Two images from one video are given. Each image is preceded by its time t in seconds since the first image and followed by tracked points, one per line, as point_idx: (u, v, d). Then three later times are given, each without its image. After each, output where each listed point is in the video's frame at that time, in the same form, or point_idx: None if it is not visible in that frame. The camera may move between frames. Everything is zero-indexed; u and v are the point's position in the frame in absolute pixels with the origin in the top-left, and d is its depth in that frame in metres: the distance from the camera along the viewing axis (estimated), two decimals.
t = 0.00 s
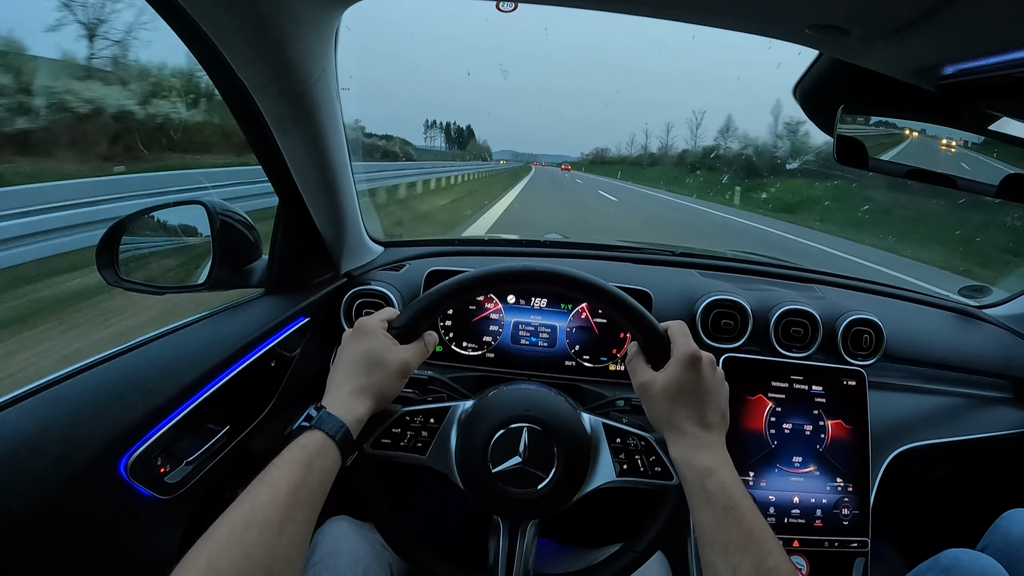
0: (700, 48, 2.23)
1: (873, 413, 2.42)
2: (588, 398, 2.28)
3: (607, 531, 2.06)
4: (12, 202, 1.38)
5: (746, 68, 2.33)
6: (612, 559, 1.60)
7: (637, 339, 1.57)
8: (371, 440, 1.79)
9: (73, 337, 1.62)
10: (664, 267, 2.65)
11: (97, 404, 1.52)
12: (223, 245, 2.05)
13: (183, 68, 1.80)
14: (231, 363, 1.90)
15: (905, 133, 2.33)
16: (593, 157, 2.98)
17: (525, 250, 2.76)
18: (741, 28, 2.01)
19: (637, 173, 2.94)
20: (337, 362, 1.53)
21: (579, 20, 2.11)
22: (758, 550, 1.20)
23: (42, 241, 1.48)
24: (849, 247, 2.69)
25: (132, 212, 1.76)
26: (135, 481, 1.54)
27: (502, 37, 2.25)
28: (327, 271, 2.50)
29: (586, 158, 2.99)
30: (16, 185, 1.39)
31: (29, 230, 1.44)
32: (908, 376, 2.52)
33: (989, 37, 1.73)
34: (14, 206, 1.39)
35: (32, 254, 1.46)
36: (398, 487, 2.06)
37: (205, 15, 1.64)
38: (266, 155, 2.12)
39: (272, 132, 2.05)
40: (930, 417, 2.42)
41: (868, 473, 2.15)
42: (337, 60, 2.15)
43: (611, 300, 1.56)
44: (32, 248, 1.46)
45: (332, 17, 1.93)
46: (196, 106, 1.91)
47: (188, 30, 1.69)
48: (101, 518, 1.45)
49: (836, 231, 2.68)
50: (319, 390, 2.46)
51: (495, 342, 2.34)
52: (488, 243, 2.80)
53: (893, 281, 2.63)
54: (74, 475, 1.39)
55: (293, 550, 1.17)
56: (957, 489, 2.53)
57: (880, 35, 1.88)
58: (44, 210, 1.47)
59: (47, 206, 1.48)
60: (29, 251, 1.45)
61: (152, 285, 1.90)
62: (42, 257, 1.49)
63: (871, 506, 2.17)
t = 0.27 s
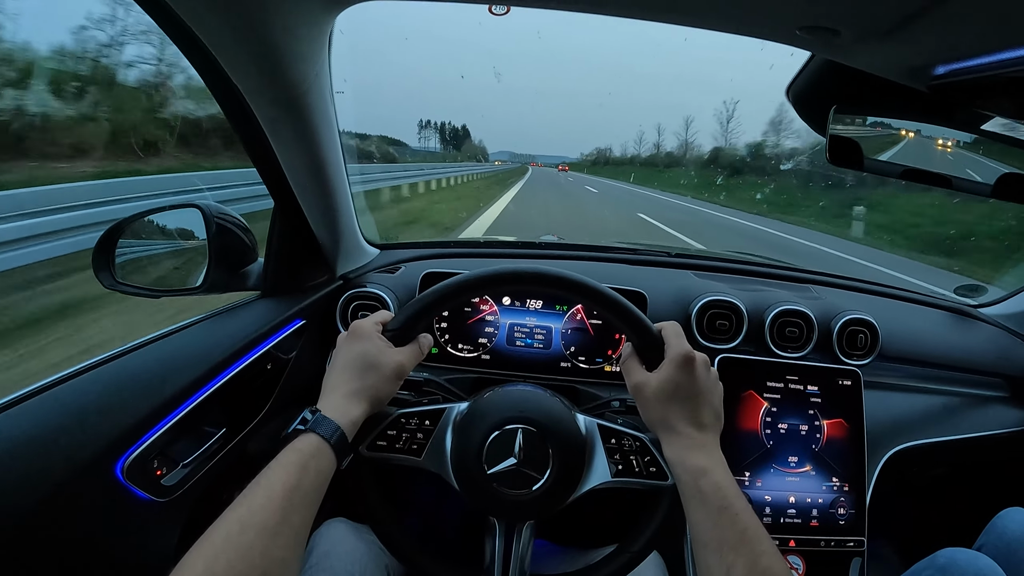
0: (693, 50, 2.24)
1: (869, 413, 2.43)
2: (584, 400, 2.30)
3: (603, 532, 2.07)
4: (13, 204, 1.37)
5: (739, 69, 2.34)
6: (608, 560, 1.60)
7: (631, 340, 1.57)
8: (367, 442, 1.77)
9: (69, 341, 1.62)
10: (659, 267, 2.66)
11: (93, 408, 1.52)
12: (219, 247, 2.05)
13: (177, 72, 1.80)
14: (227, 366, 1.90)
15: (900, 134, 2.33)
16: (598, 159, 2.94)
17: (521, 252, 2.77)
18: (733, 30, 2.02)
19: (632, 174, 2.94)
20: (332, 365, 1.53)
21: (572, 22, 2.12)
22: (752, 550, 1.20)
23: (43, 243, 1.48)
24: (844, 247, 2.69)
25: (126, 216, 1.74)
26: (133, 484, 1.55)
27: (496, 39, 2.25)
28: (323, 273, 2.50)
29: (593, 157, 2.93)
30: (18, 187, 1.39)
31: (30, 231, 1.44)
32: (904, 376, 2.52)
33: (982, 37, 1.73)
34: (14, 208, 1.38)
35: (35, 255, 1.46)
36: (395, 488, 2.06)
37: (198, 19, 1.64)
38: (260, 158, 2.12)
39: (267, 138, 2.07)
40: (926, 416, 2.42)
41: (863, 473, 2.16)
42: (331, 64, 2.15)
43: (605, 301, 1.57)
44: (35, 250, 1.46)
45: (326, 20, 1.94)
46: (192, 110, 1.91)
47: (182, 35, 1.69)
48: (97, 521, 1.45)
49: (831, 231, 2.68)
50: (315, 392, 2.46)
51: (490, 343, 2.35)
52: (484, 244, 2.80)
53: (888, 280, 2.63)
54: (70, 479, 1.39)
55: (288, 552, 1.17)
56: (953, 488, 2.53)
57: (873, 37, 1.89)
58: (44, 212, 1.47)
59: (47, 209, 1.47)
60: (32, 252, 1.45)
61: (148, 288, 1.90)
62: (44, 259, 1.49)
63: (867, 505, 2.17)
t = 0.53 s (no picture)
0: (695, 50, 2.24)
1: (868, 413, 2.43)
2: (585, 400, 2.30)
3: (605, 532, 2.07)
4: (16, 207, 1.37)
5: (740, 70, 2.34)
6: (610, 560, 1.60)
7: (632, 340, 1.57)
8: (368, 443, 1.76)
9: (68, 342, 1.61)
10: (659, 268, 2.65)
11: (92, 409, 1.51)
12: (218, 247, 2.05)
13: (178, 71, 1.79)
14: (226, 366, 1.90)
15: (898, 134, 2.35)
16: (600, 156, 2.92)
17: (520, 251, 2.76)
18: (735, 30, 2.02)
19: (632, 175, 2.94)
20: (333, 365, 1.52)
21: (575, 21, 2.12)
22: (756, 549, 1.20)
23: (43, 245, 1.48)
24: (844, 247, 2.70)
25: (123, 217, 1.72)
26: (132, 485, 1.54)
27: (498, 38, 2.25)
28: (322, 273, 2.49)
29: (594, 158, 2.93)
30: (20, 189, 1.38)
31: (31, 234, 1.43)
32: (904, 376, 2.53)
33: (983, 39, 1.74)
34: (16, 211, 1.37)
35: (35, 258, 1.45)
36: (395, 489, 2.06)
37: (201, 16, 1.64)
38: (260, 157, 2.12)
39: (268, 137, 2.06)
40: (925, 417, 2.43)
41: (864, 473, 2.16)
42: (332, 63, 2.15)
43: (607, 301, 1.57)
44: (34, 252, 1.45)
45: (328, 19, 1.93)
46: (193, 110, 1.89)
47: (184, 33, 1.68)
48: (96, 523, 1.44)
49: (831, 231, 2.69)
50: (315, 392, 2.46)
51: (490, 344, 2.34)
52: (483, 244, 2.80)
53: (887, 281, 2.65)
54: (69, 481, 1.38)
55: (289, 554, 1.17)
56: (952, 488, 2.54)
57: (875, 37, 1.89)
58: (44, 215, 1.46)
59: (48, 211, 1.46)
60: (33, 254, 1.44)
61: (146, 288, 1.88)
62: (43, 260, 1.48)
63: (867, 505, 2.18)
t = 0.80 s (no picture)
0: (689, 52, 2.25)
1: (864, 412, 2.44)
2: (580, 400, 2.31)
3: (601, 531, 2.08)
4: (12, 207, 1.38)
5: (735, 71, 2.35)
6: (605, 560, 1.61)
7: (627, 341, 1.58)
8: (364, 444, 1.77)
9: (66, 345, 1.62)
10: (655, 268, 2.67)
11: (90, 411, 1.51)
12: (216, 249, 2.05)
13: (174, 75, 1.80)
14: (224, 368, 1.90)
15: (896, 134, 2.33)
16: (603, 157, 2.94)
17: (517, 252, 2.77)
18: (729, 32, 2.03)
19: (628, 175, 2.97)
20: (329, 366, 1.53)
21: (569, 24, 2.13)
22: (751, 547, 1.19)
23: (39, 247, 1.48)
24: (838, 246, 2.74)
25: (120, 220, 1.73)
26: (130, 486, 1.55)
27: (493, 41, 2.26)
28: (319, 275, 2.51)
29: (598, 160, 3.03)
30: (13, 190, 1.39)
31: (26, 236, 1.43)
32: (899, 376, 2.53)
33: (975, 41, 1.75)
34: (12, 211, 1.38)
35: (29, 260, 1.45)
36: (392, 490, 2.07)
37: (196, 21, 1.65)
38: (257, 160, 2.12)
39: (265, 140, 2.07)
40: (921, 416, 2.44)
41: (859, 472, 2.17)
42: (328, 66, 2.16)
43: (602, 302, 1.58)
44: (29, 255, 1.45)
45: (324, 23, 1.94)
46: (189, 114, 1.90)
47: (181, 37, 1.69)
48: (94, 524, 1.44)
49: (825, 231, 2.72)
50: (312, 394, 2.47)
51: (487, 345, 2.35)
52: (480, 246, 2.81)
53: (881, 280, 2.67)
54: (68, 482, 1.39)
55: (287, 555, 1.17)
56: (948, 486, 2.55)
57: (868, 39, 1.90)
58: (40, 217, 1.46)
59: (43, 214, 1.47)
60: (27, 257, 1.44)
61: (144, 291, 1.90)
62: (39, 263, 1.49)
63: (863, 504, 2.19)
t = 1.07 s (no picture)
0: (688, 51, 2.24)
1: (863, 411, 2.44)
2: (579, 400, 2.31)
3: (600, 531, 2.08)
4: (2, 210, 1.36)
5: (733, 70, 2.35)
6: (605, 559, 1.60)
7: (626, 340, 1.58)
8: (363, 445, 1.78)
9: (63, 346, 1.61)
10: (654, 268, 2.66)
11: (87, 412, 1.50)
12: (214, 249, 2.06)
13: (172, 74, 1.79)
14: (222, 368, 1.90)
15: (892, 134, 2.36)
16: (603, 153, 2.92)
17: (515, 252, 2.77)
18: (728, 31, 2.02)
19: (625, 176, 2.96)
20: (328, 366, 1.52)
21: (569, 23, 2.12)
22: (751, 547, 1.19)
23: (35, 251, 1.47)
24: (837, 246, 2.75)
25: (117, 220, 1.73)
26: (128, 487, 1.54)
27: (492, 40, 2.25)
28: (317, 275, 2.50)
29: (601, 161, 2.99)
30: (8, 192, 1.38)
31: (18, 240, 1.42)
32: (899, 374, 2.53)
33: (974, 39, 1.75)
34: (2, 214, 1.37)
35: (22, 264, 1.44)
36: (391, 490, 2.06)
37: (194, 19, 1.64)
38: (255, 160, 2.11)
39: (263, 139, 2.06)
40: (920, 414, 2.44)
41: (859, 471, 2.17)
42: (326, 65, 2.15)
43: (601, 301, 1.57)
44: (23, 258, 1.44)
45: (322, 22, 1.94)
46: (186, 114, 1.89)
47: (179, 36, 1.69)
48: (92, 525, 1.44)
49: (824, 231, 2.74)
50: (311, 394, 2.46)
51: (485, 345, 2.35)
52: (478, 245, 2.81)
53: (879, 279, 2.67)
54: (65, 484, 1.38)
55: (287, 555, 1.17)
56: (947, 485, 2.55)
57: (867, 38, 1.90)
58: (32, 221, 1.45)
59: (36, 216, 1.46)
60: (20, 261, 1.43)
61: (142, 291, 1.89)
62: (34, 267, 1.48)
63: (862, 503, 2.19)
